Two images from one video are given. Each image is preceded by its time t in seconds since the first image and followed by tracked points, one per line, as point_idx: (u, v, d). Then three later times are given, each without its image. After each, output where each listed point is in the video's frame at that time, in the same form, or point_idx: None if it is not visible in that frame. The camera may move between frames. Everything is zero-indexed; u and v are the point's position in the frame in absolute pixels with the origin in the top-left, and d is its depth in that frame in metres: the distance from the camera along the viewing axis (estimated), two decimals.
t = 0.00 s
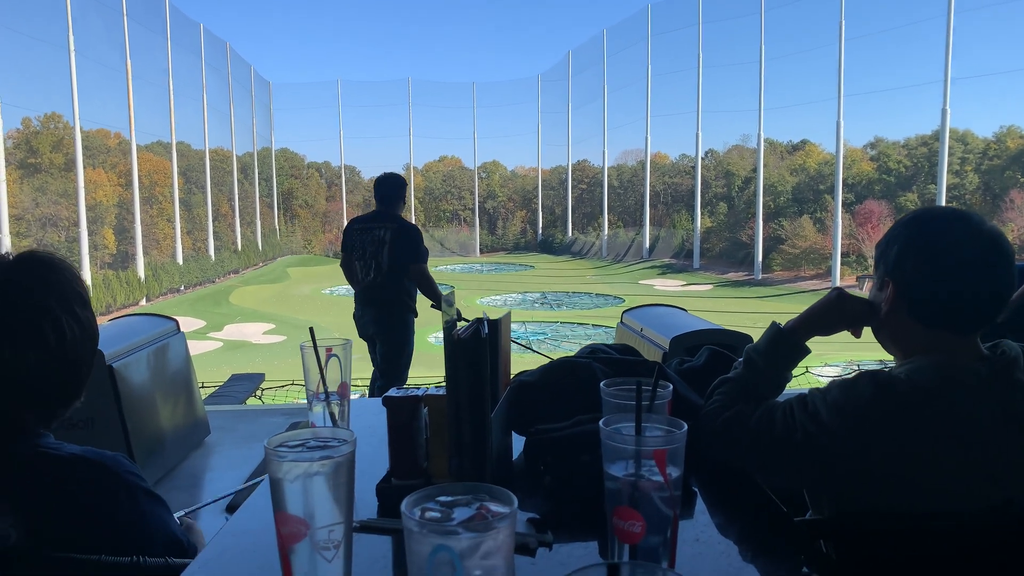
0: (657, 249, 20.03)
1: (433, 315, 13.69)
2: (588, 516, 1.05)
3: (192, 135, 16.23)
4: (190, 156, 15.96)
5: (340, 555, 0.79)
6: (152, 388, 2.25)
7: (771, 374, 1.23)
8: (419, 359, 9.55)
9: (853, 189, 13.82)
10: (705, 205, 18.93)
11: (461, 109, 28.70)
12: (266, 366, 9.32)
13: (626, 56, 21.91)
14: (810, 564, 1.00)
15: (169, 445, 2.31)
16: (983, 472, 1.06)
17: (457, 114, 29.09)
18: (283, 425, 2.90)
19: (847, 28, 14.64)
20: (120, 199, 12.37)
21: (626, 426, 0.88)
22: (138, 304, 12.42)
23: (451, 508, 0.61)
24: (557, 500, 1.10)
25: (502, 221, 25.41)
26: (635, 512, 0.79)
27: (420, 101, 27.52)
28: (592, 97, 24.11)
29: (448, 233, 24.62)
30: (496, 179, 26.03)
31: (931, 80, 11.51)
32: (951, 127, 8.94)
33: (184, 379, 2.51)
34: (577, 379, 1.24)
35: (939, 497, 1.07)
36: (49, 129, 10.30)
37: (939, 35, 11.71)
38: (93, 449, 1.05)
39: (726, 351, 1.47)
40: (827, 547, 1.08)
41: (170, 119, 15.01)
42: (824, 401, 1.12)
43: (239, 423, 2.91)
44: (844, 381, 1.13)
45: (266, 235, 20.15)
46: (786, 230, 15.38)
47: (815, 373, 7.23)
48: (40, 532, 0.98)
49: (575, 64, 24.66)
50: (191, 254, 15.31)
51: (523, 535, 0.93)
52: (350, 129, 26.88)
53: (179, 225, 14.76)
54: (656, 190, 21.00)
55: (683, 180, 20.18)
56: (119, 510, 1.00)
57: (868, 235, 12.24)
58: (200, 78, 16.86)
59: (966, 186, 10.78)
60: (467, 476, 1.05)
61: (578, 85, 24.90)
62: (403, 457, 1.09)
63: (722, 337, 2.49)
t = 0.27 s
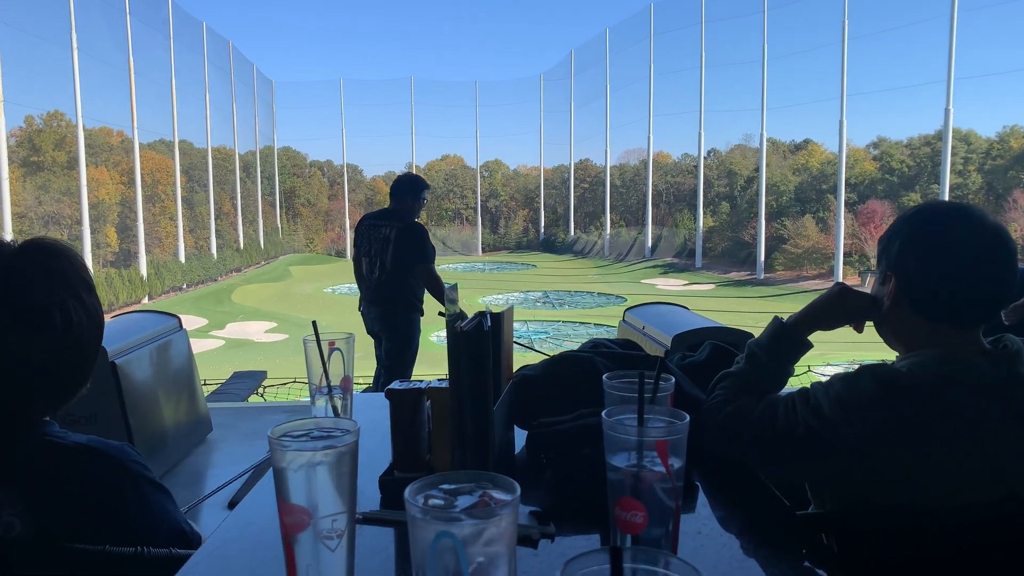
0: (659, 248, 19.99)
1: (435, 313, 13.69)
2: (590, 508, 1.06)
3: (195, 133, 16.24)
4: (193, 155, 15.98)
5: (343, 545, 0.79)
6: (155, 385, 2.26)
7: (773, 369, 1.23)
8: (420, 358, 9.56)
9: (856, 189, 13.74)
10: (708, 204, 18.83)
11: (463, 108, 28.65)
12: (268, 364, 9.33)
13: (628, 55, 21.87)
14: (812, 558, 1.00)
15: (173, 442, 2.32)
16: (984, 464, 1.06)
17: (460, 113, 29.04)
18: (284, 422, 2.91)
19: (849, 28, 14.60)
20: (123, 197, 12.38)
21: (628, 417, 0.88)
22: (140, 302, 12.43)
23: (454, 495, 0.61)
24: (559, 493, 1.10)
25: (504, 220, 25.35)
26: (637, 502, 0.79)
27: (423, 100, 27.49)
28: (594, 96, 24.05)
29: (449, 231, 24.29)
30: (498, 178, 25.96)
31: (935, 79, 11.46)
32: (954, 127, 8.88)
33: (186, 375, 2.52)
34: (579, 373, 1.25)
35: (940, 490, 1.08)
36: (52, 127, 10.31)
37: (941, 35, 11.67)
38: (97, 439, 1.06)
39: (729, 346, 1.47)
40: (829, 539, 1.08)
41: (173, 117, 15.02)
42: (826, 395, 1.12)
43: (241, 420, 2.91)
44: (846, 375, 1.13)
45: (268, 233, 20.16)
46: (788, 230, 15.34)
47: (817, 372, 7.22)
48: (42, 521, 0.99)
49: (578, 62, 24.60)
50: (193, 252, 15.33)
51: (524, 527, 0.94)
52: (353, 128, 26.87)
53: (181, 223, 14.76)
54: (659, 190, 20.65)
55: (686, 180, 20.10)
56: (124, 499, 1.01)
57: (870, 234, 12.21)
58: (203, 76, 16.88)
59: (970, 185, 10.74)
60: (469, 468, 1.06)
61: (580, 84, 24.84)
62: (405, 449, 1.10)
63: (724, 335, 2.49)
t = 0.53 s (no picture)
0: (661, 248, 20.00)
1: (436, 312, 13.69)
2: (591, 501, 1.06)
3: (197, 132, 16.27)
4: (195, 153, 16.01)
5: (347, 534, 0.80)
6: (157, 382, 2.26)
7: (774, 364, 1.24)
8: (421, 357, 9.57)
9: (858, 189, 13.69)
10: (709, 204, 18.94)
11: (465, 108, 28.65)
12: (270, 363, 9.35)
13: (630, 55, 21.87)
14: (812, 552, 1.00)
15: (175, 439, 2.32)
16: (986, 458, 1.06)
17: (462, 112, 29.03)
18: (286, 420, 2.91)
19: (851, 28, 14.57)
20: (125, 195, 12.40)
21: (631, 409, 0.88)
22: (143, 300, 12.45)
23: (457, 483, 0.62)
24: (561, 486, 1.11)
25: (506, 220, 25.29)
26: (640, 492, 0.80)
27: (425, 99, 27.49)
28: (596, 96, 24.04)
29: (451, 230, 24.45)
30: (500, 177, 25.90)
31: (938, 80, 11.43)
32: (957, 127, 8.83)
33: (188, 373, 2.53)
34: (582, 367, 1.25)
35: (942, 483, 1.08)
36: (55, 125, 10.32)
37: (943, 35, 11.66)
38: (104, 435, 1.06)
39: (730, 342, 1.47)
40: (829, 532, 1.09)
41: (176, 116, 15.06)
42: (827, 389, 1.12)
43: (243, 417, 2.91)
44: (848, 370, 1.14)
45: (270, 233, 20.18)
46: (791, 230, 15.37)
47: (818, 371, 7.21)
48: (46, 514, 0.98)
49: (580, 62, 24.57)
50: (195, 251, 15.34)
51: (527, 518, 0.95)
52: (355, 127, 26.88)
53: (183, 222, 14.77)
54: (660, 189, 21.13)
55: (688, 179, 20.04)
56: (131, 494, 1.01)
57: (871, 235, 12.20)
58: (206, 75, 16.92)
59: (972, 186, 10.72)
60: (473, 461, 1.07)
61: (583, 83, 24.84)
62: (408, 442, 1.10)
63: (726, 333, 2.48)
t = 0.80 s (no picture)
0: (664, 247, 19.92)
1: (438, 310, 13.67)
2: (594, 487, 1.07)
3: (200, 130, 16.28)
4: (198, 151, 16.02)
5: (352, 518, 0.80)
6: (161, 378, 2.28)
7: (777, 355, 1.24)
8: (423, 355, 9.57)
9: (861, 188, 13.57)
10: (713, 203, 18.30)
11: (467, 107, 28.55)
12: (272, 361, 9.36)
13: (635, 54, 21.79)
14: (813, 541, 1.00)
15: (177, 434, 2.33)
16: (988, 451, 1.06)
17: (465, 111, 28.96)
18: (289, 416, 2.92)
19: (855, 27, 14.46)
20: (128, 193, 12.41)
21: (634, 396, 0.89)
22: (146, 298, 12.46)
23: (463, 462, 0.63)
24: (564, 475, 1.11)
25: (509, 219, 25.20)
26: (643, 478, 0.80)
27: (427, 98, 27.40)
28: (599, 95, 23.90)
29: (454, 229, 24.42)
30: (503, 176, 25.76)
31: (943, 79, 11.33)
32: (961, 127, 8.76)
33: (192, 368, 2.54)
34: (585, 357, 1.26)
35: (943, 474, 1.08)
36: (58, 123, 10.33)
37: (948, 32, 11.56)
38: (114, 423, 1.08)
39: (733, 334, 1.48)
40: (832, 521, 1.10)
41: (179, 114, 15.07)
42: (830, 379, 1.13)
43: (247, 413, 2.93)
44: (851, 360, 1.14)
45: (273, 231, 20.17)
46: (794, 230, 15.25)
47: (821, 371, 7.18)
48: (55, 500, 0.99)
49: (583, 61, 24.45)
50: (198, 249, 15.35)
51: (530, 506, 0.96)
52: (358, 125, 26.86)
53: (186, 220, 14.77)
54: (663, 189, 20.23)
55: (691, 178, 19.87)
56: (143, 482, 1.03)
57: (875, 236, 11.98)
58: (209, 73, 16.93)
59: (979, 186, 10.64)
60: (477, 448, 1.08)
61: (586, 82, 24.72)
62: (412, 429, 1.11)
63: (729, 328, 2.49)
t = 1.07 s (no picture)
0: (668, 245, 19.85)
1: (442, 308, 13.66)
2: (595, 474, 1.08)
3: (204, 129, 16.31)
4: (202, 150, 16.04)
5: (356, 501, 0.81)
6: (165, 374, 2.29)
7: (778, 345, 1.26)
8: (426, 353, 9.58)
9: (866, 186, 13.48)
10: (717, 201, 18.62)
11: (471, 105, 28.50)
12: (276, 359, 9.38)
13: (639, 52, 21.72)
14: (815, 527, 1.01)
15: (182, 429, 2.34)
16: (989, 438, 1.07)
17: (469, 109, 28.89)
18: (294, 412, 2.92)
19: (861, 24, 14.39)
20: (132, 191, 12.44)
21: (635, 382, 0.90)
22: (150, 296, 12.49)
23: (465, 443, 0.63)
24: (566, 464, 1.12)
25: (512, 217, 25.01)
26: (645, 462, 0.81)
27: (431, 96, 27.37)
28: (602, 92, 23.79)
29: (458, 228, 24.44)
30: (507, 174, 25.66)
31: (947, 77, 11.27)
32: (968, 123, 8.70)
33: (197, 364, 2.55)
34: (588, 347, 1.27)
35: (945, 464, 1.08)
36: (63, 121, 10.36)
37: (953, 29, 11.49)
38: (117, 412, 1.09)
39: (736, 326, 1.49)
40: (833, 511, 1.11)
41: (182, 112, 15.09)
42: (831, 367, 1.14)
43: (251, 408, 2.94)
44: (852, 349, 1.15)
45: (277, 230, 20.19)
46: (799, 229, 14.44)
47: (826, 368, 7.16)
48: (57, 488, 0.99)
49: (587, 58, 24.36)
50: (202, 247, 15.37)
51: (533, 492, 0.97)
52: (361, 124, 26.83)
53: (191, 218, 14.79)
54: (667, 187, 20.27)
55: (695, 176, 19.79)
56: (147, 472, 1.04)
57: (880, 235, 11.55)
58: (213, 72, 16.96)
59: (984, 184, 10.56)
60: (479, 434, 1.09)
61: (590, 80, 24.63)
62: (415, 418, 1.12)
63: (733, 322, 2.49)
